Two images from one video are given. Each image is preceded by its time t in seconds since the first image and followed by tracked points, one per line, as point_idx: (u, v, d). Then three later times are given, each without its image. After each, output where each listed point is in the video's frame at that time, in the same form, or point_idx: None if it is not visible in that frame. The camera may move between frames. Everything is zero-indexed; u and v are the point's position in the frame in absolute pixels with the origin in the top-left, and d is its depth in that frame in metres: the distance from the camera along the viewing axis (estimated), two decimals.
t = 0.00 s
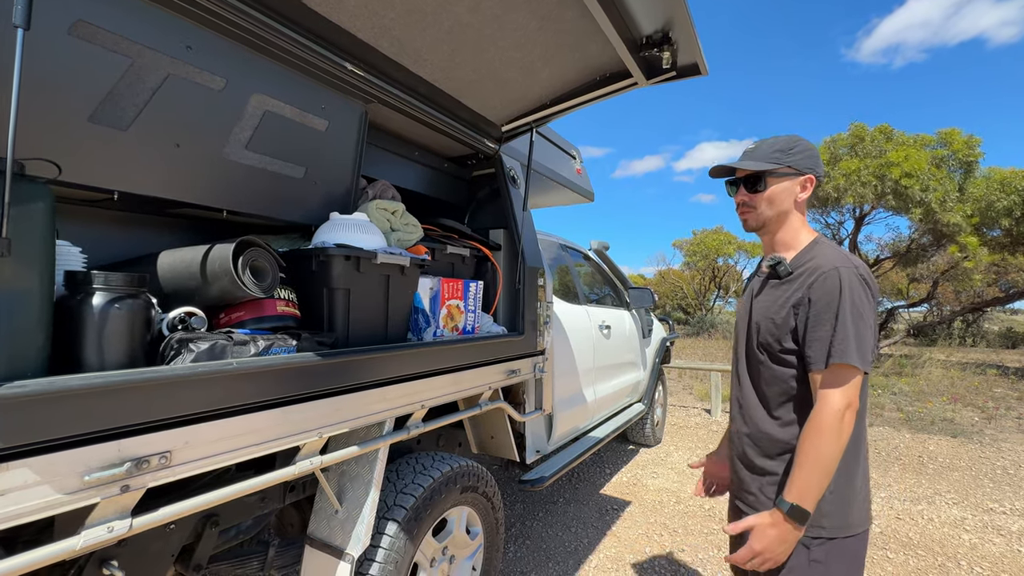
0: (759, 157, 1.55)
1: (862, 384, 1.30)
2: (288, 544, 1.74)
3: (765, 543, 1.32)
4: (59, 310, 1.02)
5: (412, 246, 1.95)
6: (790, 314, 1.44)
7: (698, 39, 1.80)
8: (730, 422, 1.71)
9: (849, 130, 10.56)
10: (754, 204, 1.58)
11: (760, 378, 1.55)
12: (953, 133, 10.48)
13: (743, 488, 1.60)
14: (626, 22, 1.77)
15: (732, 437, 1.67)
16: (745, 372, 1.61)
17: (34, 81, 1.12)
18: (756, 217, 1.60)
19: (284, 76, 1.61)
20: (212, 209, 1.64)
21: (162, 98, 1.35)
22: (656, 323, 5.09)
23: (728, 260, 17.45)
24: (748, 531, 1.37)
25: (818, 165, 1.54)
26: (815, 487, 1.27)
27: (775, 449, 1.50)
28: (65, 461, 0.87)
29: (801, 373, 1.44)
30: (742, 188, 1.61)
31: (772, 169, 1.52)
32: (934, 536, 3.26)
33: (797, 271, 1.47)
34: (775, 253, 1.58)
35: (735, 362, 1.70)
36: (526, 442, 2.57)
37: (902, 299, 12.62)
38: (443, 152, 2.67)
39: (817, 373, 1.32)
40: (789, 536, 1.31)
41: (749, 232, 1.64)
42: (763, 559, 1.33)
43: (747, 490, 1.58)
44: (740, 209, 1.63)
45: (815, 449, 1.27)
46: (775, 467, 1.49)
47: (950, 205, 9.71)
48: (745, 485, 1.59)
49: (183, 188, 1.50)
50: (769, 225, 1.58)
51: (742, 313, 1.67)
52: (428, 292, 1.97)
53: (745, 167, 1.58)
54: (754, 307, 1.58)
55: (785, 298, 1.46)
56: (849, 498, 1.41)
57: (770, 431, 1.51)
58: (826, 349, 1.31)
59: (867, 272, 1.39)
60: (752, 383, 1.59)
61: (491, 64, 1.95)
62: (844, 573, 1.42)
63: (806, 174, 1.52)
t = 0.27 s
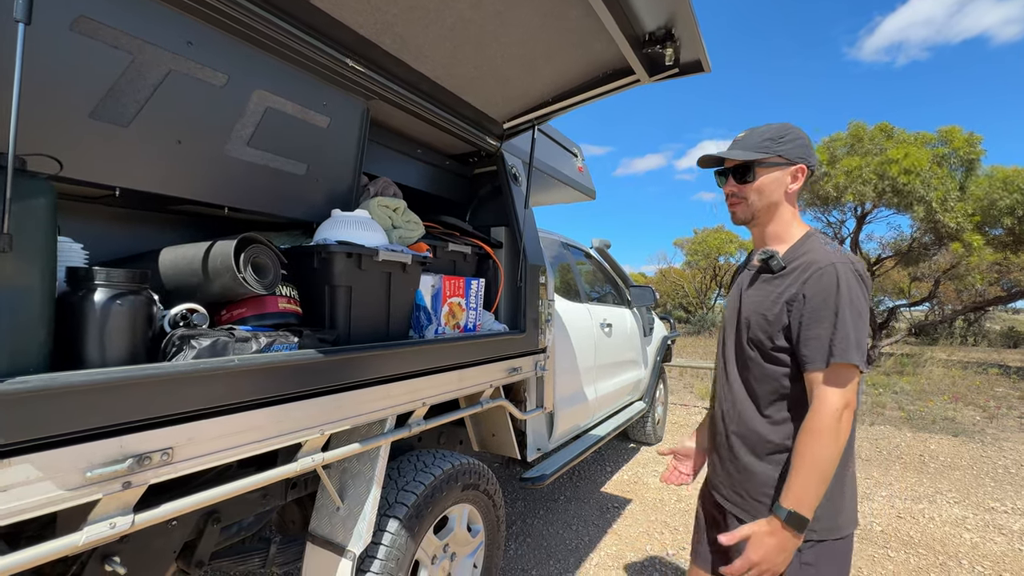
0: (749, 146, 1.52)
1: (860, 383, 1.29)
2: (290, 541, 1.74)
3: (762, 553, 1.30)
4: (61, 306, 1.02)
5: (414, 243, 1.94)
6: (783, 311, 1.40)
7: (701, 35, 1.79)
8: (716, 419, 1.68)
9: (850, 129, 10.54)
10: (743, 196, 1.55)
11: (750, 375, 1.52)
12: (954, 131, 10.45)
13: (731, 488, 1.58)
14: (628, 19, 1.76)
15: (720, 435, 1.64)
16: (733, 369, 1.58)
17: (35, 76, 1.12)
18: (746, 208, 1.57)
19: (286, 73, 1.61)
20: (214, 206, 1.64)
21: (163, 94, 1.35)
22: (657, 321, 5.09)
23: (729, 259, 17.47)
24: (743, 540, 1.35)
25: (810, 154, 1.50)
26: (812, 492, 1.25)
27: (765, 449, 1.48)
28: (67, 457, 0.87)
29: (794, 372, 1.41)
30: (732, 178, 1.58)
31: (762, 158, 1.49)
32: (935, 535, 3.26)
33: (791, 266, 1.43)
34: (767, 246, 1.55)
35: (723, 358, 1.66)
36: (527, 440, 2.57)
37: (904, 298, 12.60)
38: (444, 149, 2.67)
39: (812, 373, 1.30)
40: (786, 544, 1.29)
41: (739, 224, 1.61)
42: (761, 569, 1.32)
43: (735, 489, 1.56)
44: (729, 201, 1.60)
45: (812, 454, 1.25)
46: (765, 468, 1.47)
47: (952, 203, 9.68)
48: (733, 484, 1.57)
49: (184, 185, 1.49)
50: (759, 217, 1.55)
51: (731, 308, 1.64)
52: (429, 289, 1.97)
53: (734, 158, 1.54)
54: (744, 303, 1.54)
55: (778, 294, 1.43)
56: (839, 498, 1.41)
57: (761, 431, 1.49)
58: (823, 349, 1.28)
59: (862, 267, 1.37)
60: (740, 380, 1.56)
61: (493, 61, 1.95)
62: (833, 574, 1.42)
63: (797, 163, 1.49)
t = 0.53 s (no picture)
0: (722, 147, 1.50)
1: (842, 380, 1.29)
2: (293, 538, 1.75)
3: (767, 559, 1.29)
4: (65, 304, 1.02)
5: (416, 242, 1.94)
6: (766, 312, 1.38)
7: (704, 34, 1.79)
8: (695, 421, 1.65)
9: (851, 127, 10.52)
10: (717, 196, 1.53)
11: (731, 376, 1.49)
12: (955, 129, 10.40)
13: (715, 490, 1.54)
14: (632, 17, 1.76)
15: (702, 437, 1.61)
16: (712, 371, 1.55)
17: (39, 74, 1.12)
18: (721, 210, 1.56)
19: (289, 71, 1.61)
20: (217, 204, 1.64)
21: (166, 92, 1.35)
22: (658, 319, 5.09)
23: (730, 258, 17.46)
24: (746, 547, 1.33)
25: (783, 155, 1.49)
26: (808, 492, 1.25)
27: (748, 450, 1.46)
28: (72, 455, 0.87)
29: (775, 372, 1.40)
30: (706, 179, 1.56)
31: (735, 158, 1.47)
32: (936, 534, 3.26)
33: (769, 266, 1.41)
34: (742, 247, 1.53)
35: (701, 359, 1.63)
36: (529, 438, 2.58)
37: (905, 297, 12.57)
38: (446, 147, 2.66)
39: (797, 374, 1.28)
40: (788, 547, 1.27)
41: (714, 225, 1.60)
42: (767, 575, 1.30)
43: (720, 492, 1.53)
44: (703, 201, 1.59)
45: (806, 454, 1.24)
46: (750, 469, 1.45)
47: (954, 202, 9.65)
48: (719, 487, 1.53)
49: (187, 183, 1.49)
50: (733, 218, 1.53)
51: (707, 308, 1.61)
52: (432, 288, 1.97)
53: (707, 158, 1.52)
54: (722, 304, 1.51)
55: (759, 294, 1.40)
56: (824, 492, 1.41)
57: (744, 432, 1.46)
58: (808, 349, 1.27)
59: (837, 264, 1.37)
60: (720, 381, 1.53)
61: (496, 59, 1.94)
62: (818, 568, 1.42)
63: (769, 164, 1.48)
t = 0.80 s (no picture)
0: (676, 156, 1.56)
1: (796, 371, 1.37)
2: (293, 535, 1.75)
3: (747, 545, 1.32)
4: (66, 301, 1.02)
5: (417, 240, 1.94)
6: (728, 310, 1.42)
7: (706, 32, 1.78)
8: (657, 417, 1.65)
9: (853, 126, 10.50)
10: (673, 201, 1.60)
11: (692, 373, 1.51)
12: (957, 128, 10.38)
13: (679, 483, 1.54)
14: (633, 14, 1.75)
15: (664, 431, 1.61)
16: (673, 368, 1.57)
17: (41, 70, 1.12)
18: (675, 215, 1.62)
19: (289, 68, 1.61)
20: (218, 202, 1.64)
21: (167, 89, 1.35)
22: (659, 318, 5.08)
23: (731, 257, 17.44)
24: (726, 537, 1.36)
25: (733, 162, 1.56)
26: (779, 478, 1.30)
27: (712, 442, 1.47)
28: (72, 452, 0.87)
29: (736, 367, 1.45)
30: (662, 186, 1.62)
31: (688, 167, 1.53)
32: (937, 534, 3.25)
33: (728, 268, 1.45)
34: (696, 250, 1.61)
35: (660, 356, 1.64)
36: (528, 436, 2.57)
37: (907, 296, 12.54)
38: (447, 145, 2.66)
39: (758, 368, 1.32)
40: (764, 532, 1.32)
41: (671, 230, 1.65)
42: (747, 561, 1.34)
43: (685, 485, 1.52)
44: (661, 208, 1.65)
45: (774, 442, 1.29)
46: (712, 462, 1.46)
47: (956, 201, 9.63)
48: (684, 480, 1.52)
49: (188, 180, 1.49)
50: (687, 223, 1.59)
51: (664, 307, 1.62)
52: (432, 286, 1.97)
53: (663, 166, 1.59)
54: (683, 302, 1.54)
55: (720, 293, 1.44)
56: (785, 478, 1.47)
57: (707, 425, 1.48)
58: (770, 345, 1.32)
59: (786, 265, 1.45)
60: (681, 378, 1.55)
61: (497, 57, 1.94)
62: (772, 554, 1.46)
63: (720, 172, 1.54)
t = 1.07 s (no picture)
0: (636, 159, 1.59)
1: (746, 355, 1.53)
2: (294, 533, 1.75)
3: (705, 508, 1.42)
4: (65, 299, 1.02)
5: (417, 238, 1.94)
6: (696, 303, 1.49)
7: (707, 30, 1.77)
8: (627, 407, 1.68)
9: (855, 125, 10.46)
10: (635, 202, 1.62)
11: (661, 364, 1.56)
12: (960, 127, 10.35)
13: (648, 465, 1.59)
14: (634, 12, 1.74)
15: (636, 422, 1.64)
16: (643, 361, 1.60)
17: (41, 68, 1.12)
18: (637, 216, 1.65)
19: (289, 66, 1.60)
20: (218, 200, 1.64)
21: (167, 86, 1.35)
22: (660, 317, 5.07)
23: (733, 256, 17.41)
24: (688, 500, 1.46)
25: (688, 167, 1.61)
26: (734, 448, 1.43)
27: (682, 425, 1.54)
28: (71, 450, 0.87)
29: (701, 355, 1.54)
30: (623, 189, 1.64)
31: (648, 171, 1.56)
32: (938, 533, 3.25)
33: (692, 263, 1.52)
34: (656, 251, 1.64)
35: (627, 349, 1.66)
36: (529, 435, 2.57)
37: (909, 296, 12.51)
38: (447, 143, 2.65)
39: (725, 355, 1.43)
40: (721, 496, 1.43)
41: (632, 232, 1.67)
42: (704, 523, 1.42)
43: (660, 469, 1.57)
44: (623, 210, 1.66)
45: (731, 415, 1.43)
46: (682, 444, 1.54)
47: (959, 200, 9.59)
48: (659, 464, 1.57)
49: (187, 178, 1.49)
50: (648, 224, 1.63)
51: (628, 303, 1.64)
52: (432, 284, 1.97)
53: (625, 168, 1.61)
54: (650, 298, 1.57)
55: (687, 287, 1.50)
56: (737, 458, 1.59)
57: (676, 410, 1.55)
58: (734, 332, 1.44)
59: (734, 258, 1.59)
60: (651, 369, 1.59)
61: (497, 54, 1.93)
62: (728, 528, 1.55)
63: (677, 175, 1.59)
